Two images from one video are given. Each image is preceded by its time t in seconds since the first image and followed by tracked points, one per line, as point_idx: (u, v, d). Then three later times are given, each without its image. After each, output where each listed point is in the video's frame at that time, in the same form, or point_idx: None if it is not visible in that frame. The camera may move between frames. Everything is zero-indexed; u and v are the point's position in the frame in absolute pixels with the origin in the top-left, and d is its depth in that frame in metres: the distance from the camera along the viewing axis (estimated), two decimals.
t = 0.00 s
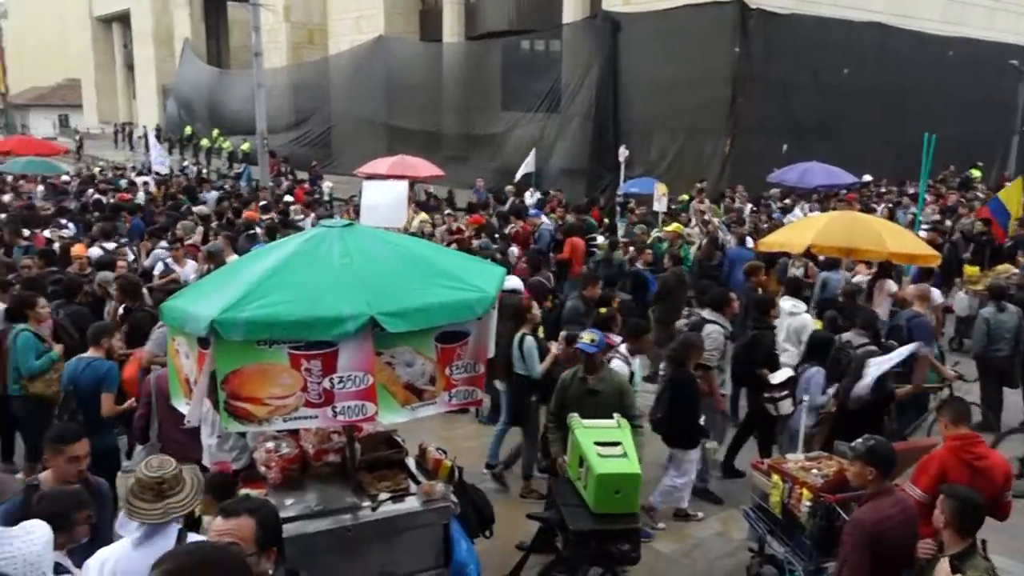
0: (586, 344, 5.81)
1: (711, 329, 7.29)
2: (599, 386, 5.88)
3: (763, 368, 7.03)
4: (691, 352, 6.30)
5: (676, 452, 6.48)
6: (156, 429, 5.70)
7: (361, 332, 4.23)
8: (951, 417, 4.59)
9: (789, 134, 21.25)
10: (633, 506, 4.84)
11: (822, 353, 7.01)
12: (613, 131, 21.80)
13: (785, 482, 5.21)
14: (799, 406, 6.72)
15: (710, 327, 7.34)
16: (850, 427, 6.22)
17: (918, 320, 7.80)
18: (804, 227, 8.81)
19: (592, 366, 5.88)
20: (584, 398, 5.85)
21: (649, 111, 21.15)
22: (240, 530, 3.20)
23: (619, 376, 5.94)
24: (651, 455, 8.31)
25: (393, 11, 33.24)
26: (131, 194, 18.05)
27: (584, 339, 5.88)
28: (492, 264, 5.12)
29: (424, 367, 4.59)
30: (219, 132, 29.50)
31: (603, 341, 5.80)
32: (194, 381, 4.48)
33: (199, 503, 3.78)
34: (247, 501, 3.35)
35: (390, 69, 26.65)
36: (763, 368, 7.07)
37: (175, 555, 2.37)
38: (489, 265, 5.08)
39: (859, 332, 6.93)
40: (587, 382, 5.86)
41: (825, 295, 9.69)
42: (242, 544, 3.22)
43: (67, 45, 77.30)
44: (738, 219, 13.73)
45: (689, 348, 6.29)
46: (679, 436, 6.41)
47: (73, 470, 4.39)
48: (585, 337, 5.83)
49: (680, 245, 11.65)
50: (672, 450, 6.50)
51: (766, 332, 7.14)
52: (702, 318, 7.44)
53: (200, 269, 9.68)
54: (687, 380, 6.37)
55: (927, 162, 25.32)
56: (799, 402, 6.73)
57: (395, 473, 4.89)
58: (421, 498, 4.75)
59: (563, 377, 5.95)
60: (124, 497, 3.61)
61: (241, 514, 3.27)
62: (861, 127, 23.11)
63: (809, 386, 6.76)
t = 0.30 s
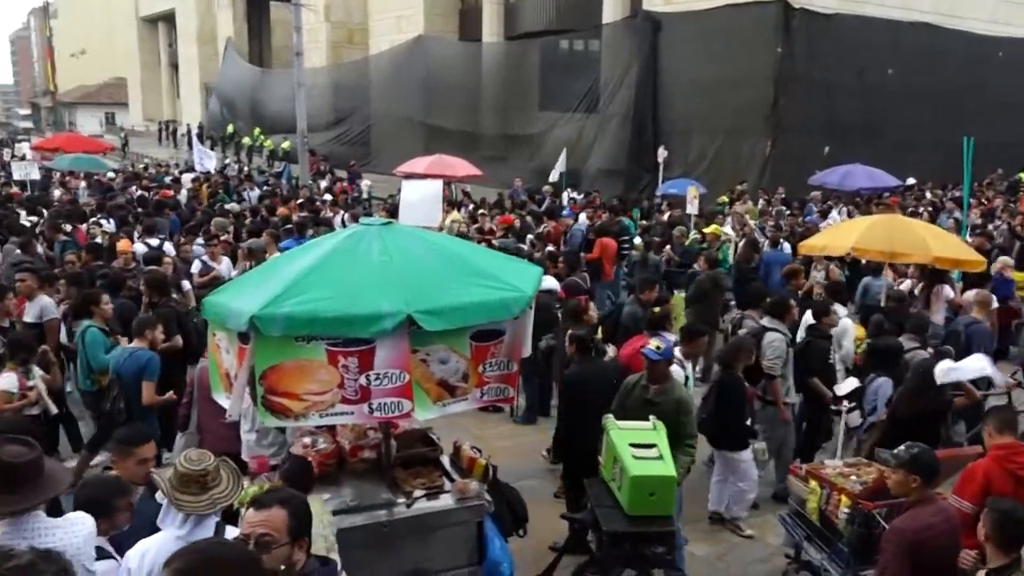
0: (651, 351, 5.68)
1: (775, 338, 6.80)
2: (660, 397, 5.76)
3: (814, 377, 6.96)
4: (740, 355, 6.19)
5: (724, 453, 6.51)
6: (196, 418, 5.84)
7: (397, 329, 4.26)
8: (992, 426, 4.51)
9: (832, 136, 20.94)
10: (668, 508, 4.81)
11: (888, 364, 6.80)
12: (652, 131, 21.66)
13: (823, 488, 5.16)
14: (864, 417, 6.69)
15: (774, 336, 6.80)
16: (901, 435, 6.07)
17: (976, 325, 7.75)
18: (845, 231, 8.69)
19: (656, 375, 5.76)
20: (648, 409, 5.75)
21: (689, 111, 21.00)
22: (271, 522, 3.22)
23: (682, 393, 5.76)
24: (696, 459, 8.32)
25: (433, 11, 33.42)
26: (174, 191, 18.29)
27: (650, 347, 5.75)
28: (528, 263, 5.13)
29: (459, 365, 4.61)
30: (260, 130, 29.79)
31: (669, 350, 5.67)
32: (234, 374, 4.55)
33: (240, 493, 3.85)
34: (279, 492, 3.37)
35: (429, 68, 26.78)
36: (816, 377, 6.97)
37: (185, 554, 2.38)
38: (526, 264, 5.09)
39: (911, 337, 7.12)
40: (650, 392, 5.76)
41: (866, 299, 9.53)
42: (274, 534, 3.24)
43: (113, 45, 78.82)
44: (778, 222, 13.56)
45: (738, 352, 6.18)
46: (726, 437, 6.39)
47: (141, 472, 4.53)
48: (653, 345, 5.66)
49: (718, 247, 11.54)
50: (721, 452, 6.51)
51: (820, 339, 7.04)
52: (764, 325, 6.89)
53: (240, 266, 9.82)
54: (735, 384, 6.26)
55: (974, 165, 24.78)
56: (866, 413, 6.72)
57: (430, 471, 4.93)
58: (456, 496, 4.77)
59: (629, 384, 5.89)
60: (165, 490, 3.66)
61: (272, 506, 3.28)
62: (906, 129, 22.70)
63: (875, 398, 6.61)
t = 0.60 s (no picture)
0: (705, 353, 5.56)
1: (830, 340, 6.62)
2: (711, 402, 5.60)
3: (860, 385, 6.91)
4: (790, 360, 6.08)
5: (767, 458, 6.41)
6: (228, 412, 5.90)
7: (428, 327, 4.27)
8: None
9: (869, 137, 20.62)
10: (698, 511, 4.77)
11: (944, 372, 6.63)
12: (686, 131, 21.49)
13: (856, 494, 5.11)
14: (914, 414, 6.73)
15: (830, 338, 6.64)
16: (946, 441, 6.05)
17: None
18: (881, 233, 8.55)
19: (710, 379, 5.59)
20: (698, 411, 5.60)
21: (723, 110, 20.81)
22: (296, 511, 3.25)
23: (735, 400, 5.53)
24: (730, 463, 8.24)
25: (467, 10, 33.52)
26: (210, 188, 18.50)
27: (704, 351, 5.60)
28: (559, 262, 5.12)
29: (488, 363, 4.61)
30: (295, 128, 30.00)
31: (724, 354, 5.51)
32: (266, 368, 4.60)
33: (270, 488, 3.89)
34: (303, 482, 3.40)
35: (463, 67, 26.84)
36: (864, 385, 6.92)
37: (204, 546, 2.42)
38: (557, 263, 5.08)
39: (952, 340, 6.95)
40: (702, 395, 5.63)
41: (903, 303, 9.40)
42: (299, 523, 3.27)
43: (153, 43, 80.09)
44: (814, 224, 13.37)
45: (788, 358, 6.08)
46: (770, 443, 6.33)
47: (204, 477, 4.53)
48: (707, 348, 5.55)
49: (752, 248, 11.40)
50: (765, 458, 6.41)
51: (869, 346, 6.97)
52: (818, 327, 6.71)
53: (274, 263, 9.90)
54: (784, 388, 6.17)
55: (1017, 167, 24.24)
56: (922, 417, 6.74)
57: (459, 469, 4.94)
58: (484, 495, 4.77)
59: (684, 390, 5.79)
60: (197, 482, 3.71)
61: (296, 495, 3.31)
62: (946, 129, 22.28)
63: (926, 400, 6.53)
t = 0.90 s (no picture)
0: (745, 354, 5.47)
1: (880, 348, 6.58)
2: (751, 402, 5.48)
3: (912, 388, 6.69)
4: (846, 368, 5.88)
5: (818, 464, 6.34)
6: (255, 407, 5.93)
7: (455, 324, 4.28)
8: None
9: (902, 138, 20.33)
10: (723, 513, 4.73)
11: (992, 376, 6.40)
12: (716, 130, 21.32)
13: (885, 500, 5.05)
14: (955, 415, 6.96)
15: (880, 346, 6.60)
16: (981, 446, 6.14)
17: None
18: (914, 236, 8.39)
19: (751, 380, 5.42)
20: (739, 411, 5.48)
21: (754, 109, 20.62)
22: (313, 506, 3.26)
23: (770, 399, 5.33)
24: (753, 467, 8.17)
25: (496, 8, 33.54)
26: (240, 183, 18.66)
27: (744, 351, 5.50)
28: (587, 261, 5.10)
29: (515, 361, 4.60)
30: (325, 124, 30.14)
31: (765, 353, 5.37)
32: (294, 363, 4.62)
33: (296, 480, 3.92)
34: (319, 477, 3.41)
35: (491, 64, 26.84)
36: (915, 389, 6.70)
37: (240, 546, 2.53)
38: (585, 262, 5.07)
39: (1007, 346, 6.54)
40: (741, 394, 5.52)
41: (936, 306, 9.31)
42: (316, 519, 3.28)
43: (187, 42, 81.09)
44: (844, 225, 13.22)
45: (845, 364, 5.88)
46: (820, 449, 6.24)
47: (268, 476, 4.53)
48: (747, 349, 5.44)
49: (780, 249, 11.29)
50: (816, 463, 6.33)
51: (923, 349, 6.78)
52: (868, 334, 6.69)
53: (301, 258, 9.97)
54: (839, 395, 6.01)
55: None
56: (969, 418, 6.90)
57: (482, 466, 4.97)
58: (509, 493, 4.80)
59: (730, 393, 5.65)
60: (225, 474, 3.74)
61: (312, 490, 3.32)
62: (981, 131, 21.92)
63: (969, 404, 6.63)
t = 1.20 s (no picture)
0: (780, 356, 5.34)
1: (926, 352, 6.56)
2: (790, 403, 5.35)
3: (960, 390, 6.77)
4: (892, 369, 5.96)
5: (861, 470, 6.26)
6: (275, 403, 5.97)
7: (477, 321, 4.27)
8: None
9: (931, 135, 20.04)
10: (745, 513, 4.71)
11: None
12: (741, 127, 21.16)
13: (909, 502, 4.99)
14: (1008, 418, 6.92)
15: (927, 349, 6.59)
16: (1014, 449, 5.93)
17: None
18: (942, 235, 8.28)
19: (791, 381, 5.30)
20: (775, 412, 5.39)
21: (781, 106, 20.46)
22: (326, 506, 3.25)
23: (809, 400, 5.23)
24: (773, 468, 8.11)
25: (521, 3, 33.45)
26: (265, 177, 18.81)
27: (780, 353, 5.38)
28: (611, 259, 5.08)
29: (539, 358, 4.60)
30: (349, 119, 30.29)
31: (800, 354, 5.25)
32: (317, 358, 4.65)
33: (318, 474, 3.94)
34: (333, 476, 3.40)
35: (515, 60, 26.80)
36: (963, 390, 6.78)
37: (276, 540, 2.60)
38: (609, 259, 5.05)
39: None
40: (782, 394, 5.40)
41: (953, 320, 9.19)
42: (330, 519, 3.27)
43: (214, 37, 81.89)
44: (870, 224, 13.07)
45: (891, 365, 5.97)
46: (863, 451, 6.17)
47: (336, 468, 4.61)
48: (782, 351, 5.32)
49: (805, 248, 11.19)
50: (861, 469, 6.25)
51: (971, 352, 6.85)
52: (917, 337, 6.71)
53: (324, 252, 10.01)
54: (882, 397, 6.10)
55: None
56: None
57: (504, 463, 4.92)
58: (529, 489, 4.79)
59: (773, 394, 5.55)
60: (248, 467, 3.77)
61: (326, 490, 3.31)
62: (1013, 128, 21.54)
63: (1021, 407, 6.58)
